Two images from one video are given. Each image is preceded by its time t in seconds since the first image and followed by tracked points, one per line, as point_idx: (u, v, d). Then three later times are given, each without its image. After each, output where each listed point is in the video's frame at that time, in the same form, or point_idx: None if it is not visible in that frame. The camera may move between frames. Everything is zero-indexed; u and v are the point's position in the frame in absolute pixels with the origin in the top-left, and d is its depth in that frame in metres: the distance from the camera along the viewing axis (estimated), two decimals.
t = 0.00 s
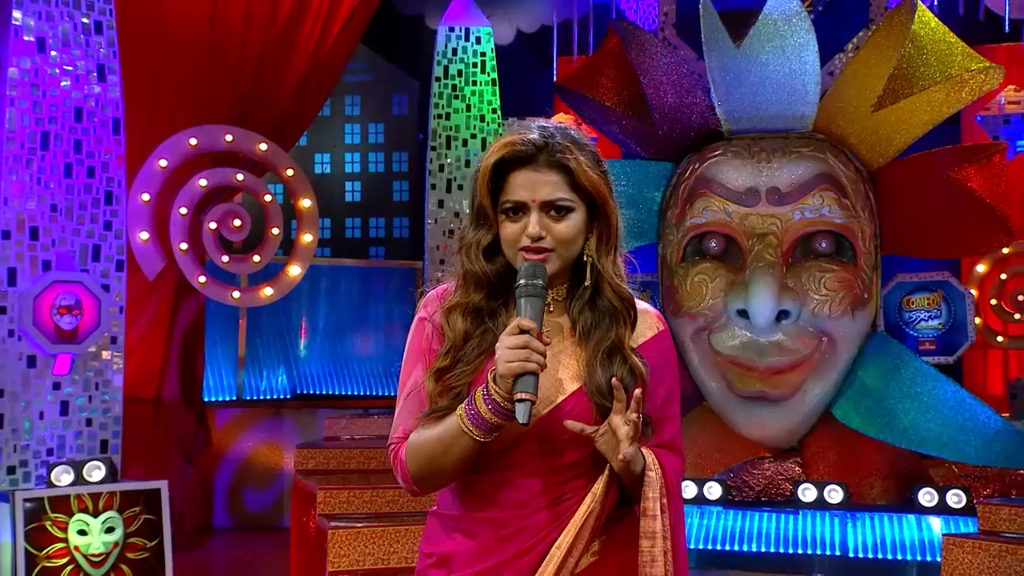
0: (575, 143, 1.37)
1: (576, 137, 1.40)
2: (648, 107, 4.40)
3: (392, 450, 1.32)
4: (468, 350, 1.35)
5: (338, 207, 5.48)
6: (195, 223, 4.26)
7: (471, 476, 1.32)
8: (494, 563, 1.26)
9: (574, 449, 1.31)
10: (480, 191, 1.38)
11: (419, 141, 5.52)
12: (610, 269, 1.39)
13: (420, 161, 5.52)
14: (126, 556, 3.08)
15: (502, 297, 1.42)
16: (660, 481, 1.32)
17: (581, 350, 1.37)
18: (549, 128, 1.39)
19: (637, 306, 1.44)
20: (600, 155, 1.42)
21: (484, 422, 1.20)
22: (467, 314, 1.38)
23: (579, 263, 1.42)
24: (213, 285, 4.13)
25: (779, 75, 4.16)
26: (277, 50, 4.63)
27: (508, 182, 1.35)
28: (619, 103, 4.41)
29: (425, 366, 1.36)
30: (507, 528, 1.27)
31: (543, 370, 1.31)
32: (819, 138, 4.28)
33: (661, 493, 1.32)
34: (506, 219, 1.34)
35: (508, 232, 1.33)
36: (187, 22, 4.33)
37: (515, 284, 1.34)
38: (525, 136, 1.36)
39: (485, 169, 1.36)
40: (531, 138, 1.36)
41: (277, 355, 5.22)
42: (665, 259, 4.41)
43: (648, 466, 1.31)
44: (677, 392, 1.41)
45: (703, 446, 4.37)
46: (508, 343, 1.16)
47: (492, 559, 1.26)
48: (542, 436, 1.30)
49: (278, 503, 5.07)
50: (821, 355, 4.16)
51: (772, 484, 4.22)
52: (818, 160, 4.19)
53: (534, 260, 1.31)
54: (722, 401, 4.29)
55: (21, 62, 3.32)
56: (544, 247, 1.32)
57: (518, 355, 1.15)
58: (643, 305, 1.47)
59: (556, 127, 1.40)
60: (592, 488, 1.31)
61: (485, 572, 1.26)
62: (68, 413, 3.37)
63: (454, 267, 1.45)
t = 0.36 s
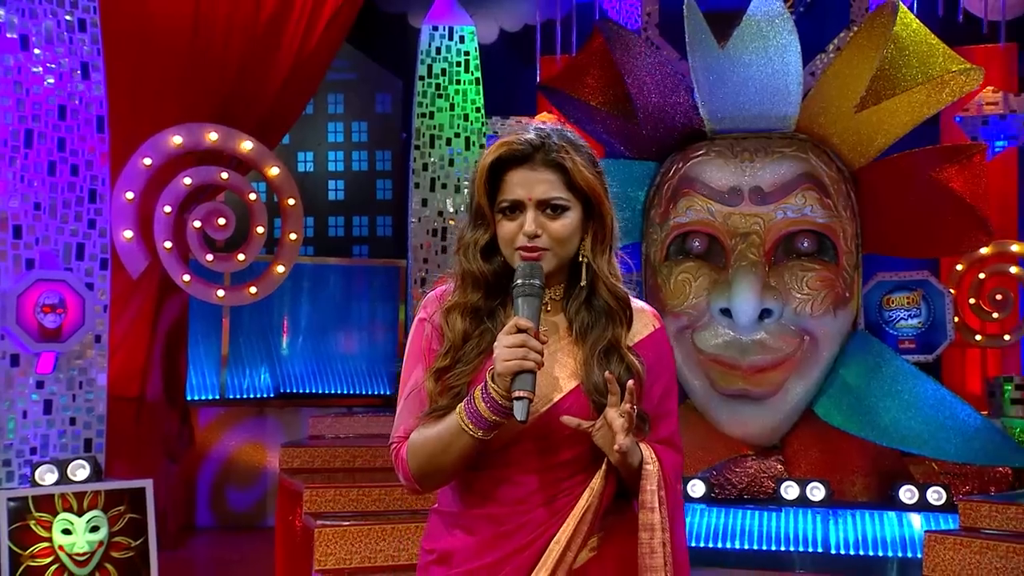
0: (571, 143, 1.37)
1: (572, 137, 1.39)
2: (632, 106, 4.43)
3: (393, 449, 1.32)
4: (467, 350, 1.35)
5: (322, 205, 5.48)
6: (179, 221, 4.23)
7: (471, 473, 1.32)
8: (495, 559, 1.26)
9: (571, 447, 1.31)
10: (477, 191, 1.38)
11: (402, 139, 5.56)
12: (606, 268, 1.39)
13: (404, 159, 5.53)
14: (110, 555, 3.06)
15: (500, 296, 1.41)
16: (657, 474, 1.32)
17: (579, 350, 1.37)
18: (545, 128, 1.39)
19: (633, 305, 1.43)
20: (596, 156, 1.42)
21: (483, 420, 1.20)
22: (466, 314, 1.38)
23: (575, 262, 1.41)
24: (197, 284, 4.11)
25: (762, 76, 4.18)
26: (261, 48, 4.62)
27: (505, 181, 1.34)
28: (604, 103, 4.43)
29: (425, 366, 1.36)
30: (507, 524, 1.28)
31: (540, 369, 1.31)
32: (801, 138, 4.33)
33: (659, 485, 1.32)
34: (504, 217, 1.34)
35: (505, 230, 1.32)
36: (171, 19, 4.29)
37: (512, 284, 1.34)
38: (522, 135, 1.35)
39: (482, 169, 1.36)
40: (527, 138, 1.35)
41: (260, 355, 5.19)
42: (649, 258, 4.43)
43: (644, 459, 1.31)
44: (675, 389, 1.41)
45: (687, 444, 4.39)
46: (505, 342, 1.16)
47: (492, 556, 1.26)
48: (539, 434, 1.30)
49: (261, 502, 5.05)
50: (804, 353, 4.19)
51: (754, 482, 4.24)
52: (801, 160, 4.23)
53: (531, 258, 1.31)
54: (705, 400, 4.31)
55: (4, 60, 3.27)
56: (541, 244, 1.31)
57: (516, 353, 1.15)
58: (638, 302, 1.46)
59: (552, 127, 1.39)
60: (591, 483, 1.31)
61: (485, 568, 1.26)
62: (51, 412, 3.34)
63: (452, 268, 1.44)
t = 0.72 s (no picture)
0: (568, 144, 1.36)
1: (569, 138, 1.38)
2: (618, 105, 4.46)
3: (396, 447, 1.32)
4: (467, 349, 1.34)
5: (306, 203, 5.49)
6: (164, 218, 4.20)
7: (473, 470, 1.30)
8: (497, 556, 1.25)
9: (568, 445, 1.29)
10: (475, 193, 1.36)
11: (386, 137, 5.57)
12: (604, 267, 1.37)
13: (388, 158, 5.55)
14: (96, 554, 3.04)
15: (500, 296, 1.40)
16: (655, 471, 1.31)
17: (579, 349, 1.35)
18: (542, 129, 1.37)
19: (631, 303, 1.41)
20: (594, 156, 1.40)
21: (483, 416, 1.20)
22: (467, 314, 1.37)
23: (573, 261, 1.40)
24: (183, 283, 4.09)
25: (746, 76, 4.20)
26: (246, 45, 4.61)
27: (502, 183, 1.33)
28: (590, 102, 4.45)
29: (427, 364, 1.35)
30: (509, 521, 1.27)
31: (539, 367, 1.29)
32: (785, 138, 4.35)
33: (657, 482, 1.31)
34: (502, 219, 1.33)
35: (502, 232, 1.32)
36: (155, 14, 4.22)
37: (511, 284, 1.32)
38: (518, 137, 1.34)
39: (479, 171, 1.34)
40: (523, 140, 1.34)
41: (244, 353, 5.19)
42: (632, 257, 4.41)
43: (643, 456, 1.30)
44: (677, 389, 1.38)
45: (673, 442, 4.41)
46: (503, 340, 1.16)
47: (494, 552, 1.26)
48: (534, 433, 1.29)
49: (245, 501, 4.96)
50: (787, 351, 4.23)
51: (737, 479, 4.26)
52: (784, 159, 4.27)
53: (528, 260, 1.30)
54: (689, 398, 4.33)
55: None
56: (538, 245, 1.30)
57: (514, 351, 1.15)
58: (637, 300, 1.44)
59: (549, 128, 1.38)
60: (591, 478, 1.30)
61: (486, 565, 1.25)
62: (36, 410, 3.33)
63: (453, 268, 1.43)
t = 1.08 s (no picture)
0: (565, 141, 1.36)
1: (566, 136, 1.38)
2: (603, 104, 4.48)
3: (399, 446, 1.32)
4: (468, 346, 1.33)
5: (289, 201, 5.47)
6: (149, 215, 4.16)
7: (474, 467, 1.31)
8: (502, 552, 1.25)
9: (566, 443, 1.29)
10: (473, 191, 1.37)
11: (370, 134, 5.57)
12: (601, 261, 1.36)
13: (371, 156, 5.56)
14: (81, 552, 3.03)
15: (500, 295, 1.39)
16: (655, 467, 1.30)
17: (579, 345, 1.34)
18: (539, 127, 1.38)
19: (630, 300, 1.39)
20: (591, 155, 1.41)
21: (484, 414, 1.20)
22: (467, 312, 1.36)
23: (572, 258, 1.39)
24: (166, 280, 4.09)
25: (728, 75, 4.22)
26: (229, 42, 4.60)
27: (499, 180, 1.34)
28: (575, 101, 4.48)
29: (429, 363, 1.36)
30: (513, 518, 1.26)
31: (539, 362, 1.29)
32: (767, 137, 4.39)
33: (656, 478, 1.30)
34: (499, 215, 1.33)
35: (500, 228, 1.32)
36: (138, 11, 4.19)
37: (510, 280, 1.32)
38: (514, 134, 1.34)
39: (476, 169, 1.35)
40: (520, 137, 1.34)
41: (227, 351, 5.18)
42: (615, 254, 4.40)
43: (642, 452, 1.30)
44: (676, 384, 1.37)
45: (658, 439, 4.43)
46: (502, 337, 1.17)
47: (498, 549, 1.25)
48: (534, 430, 1.28)
49: (229, 499, 4.94)
50: (769, 348, 4.26)
51: (721, 476, 4.29)
52: (766, 158, 4.30)
53: (526, 255, 1.30)
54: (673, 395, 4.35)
55: None
56: (535, 240, 1.30)
57: (513, 348, 1.16)
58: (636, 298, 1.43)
59: (546, 127, 1.38)
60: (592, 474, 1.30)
61: (488, 562, 1.25)
62: (19, 408, 3.31)
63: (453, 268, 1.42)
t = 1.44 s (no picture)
0: (567, 142, 1.34)
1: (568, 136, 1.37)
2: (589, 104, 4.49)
3: (403, 444, 1.32)
4: (472, 347, 1.33)
5: (272, 199, 5.45)
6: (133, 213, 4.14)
7: (477, 466, 1.30)
8: (506, 549, 1.25)
9: (568, 442, 1.29)
10: (475, 191, 1.35)
11: (353, 132, 5.56)
12: (603, 262, 1.36)
13: (355, 153, 5.55)
14: (66, 550, 3.01)
15: (503, 294, 1.39)
16: (655, 464, 1.30)
17: (581, 344, 1.34)
18: (540, 127, 1.36)
19: (631, 298, 1.39)
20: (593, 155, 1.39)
21: (488, 415, 1.20)
22: (470, 311, 1.35)
23: (574, 257, 1.38)
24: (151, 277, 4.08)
25: (712, 74, 4.26)
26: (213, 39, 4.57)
27: (501, 181, 1.32)
28: (561, 99, 4.48)
29: (432, 363, 1.35)
30: (518, 515, 1.26)
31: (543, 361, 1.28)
32: (750, 136, 4.41)
33: (657, 476, 1.30)
34: (502, 216, 1.32)
35: (501, 229, 1.31)
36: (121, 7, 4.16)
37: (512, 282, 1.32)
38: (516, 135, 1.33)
39: (478, 170, 1.34)
40: (522, 138, 1.33)
41: (210, 349, 5.16)
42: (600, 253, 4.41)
43: (642, 450, 1.29)
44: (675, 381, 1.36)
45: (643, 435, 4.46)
46: (506, 339, 1.17)
47: (501, 546, 1.25)
48: (536, 430, 1.28)
49: (212, 497, 4.91)
50: (752, 346, 4.28)
51: (703, 473, 4.34)
52: (749, 156, 4.33)
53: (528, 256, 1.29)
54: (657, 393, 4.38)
55: None
56: (537, 242, 1.30)
57: (516, 350, 1.16)
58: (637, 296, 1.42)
59: (548, 127, 1.37)
60: (594, 473, 1.30)
61: (491, 560, 1.25)
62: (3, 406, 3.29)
63: (456, 267, 1.41)
